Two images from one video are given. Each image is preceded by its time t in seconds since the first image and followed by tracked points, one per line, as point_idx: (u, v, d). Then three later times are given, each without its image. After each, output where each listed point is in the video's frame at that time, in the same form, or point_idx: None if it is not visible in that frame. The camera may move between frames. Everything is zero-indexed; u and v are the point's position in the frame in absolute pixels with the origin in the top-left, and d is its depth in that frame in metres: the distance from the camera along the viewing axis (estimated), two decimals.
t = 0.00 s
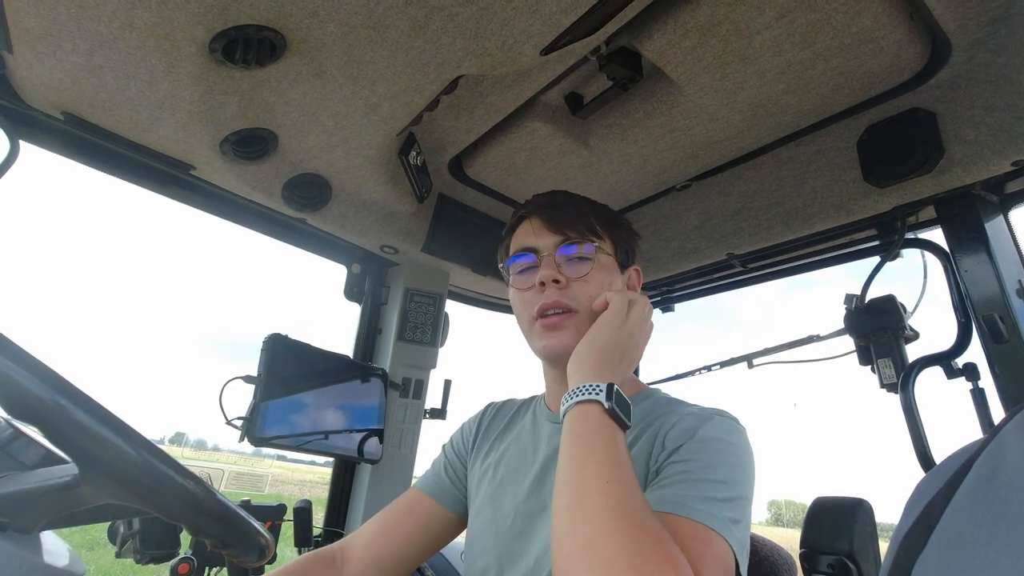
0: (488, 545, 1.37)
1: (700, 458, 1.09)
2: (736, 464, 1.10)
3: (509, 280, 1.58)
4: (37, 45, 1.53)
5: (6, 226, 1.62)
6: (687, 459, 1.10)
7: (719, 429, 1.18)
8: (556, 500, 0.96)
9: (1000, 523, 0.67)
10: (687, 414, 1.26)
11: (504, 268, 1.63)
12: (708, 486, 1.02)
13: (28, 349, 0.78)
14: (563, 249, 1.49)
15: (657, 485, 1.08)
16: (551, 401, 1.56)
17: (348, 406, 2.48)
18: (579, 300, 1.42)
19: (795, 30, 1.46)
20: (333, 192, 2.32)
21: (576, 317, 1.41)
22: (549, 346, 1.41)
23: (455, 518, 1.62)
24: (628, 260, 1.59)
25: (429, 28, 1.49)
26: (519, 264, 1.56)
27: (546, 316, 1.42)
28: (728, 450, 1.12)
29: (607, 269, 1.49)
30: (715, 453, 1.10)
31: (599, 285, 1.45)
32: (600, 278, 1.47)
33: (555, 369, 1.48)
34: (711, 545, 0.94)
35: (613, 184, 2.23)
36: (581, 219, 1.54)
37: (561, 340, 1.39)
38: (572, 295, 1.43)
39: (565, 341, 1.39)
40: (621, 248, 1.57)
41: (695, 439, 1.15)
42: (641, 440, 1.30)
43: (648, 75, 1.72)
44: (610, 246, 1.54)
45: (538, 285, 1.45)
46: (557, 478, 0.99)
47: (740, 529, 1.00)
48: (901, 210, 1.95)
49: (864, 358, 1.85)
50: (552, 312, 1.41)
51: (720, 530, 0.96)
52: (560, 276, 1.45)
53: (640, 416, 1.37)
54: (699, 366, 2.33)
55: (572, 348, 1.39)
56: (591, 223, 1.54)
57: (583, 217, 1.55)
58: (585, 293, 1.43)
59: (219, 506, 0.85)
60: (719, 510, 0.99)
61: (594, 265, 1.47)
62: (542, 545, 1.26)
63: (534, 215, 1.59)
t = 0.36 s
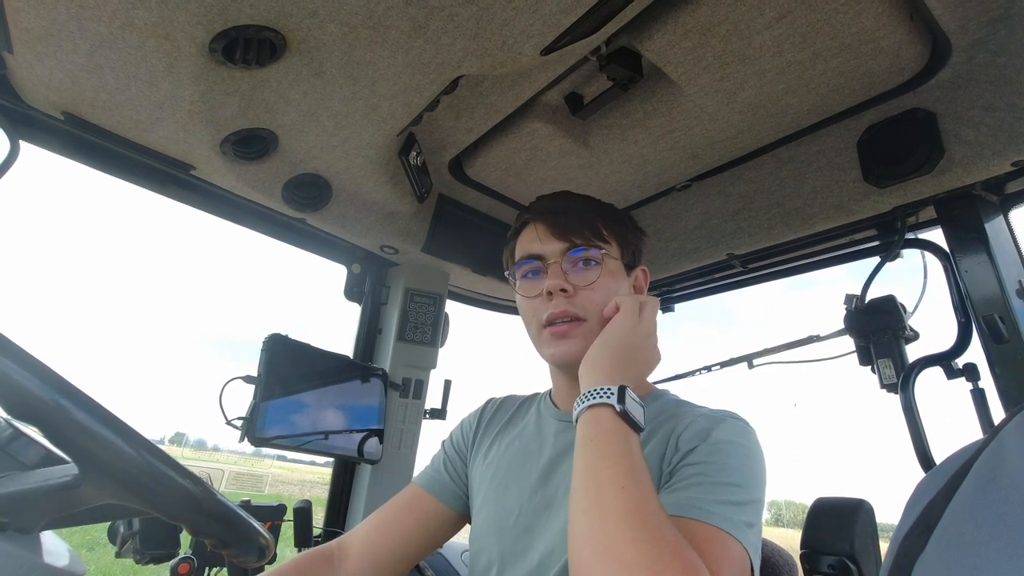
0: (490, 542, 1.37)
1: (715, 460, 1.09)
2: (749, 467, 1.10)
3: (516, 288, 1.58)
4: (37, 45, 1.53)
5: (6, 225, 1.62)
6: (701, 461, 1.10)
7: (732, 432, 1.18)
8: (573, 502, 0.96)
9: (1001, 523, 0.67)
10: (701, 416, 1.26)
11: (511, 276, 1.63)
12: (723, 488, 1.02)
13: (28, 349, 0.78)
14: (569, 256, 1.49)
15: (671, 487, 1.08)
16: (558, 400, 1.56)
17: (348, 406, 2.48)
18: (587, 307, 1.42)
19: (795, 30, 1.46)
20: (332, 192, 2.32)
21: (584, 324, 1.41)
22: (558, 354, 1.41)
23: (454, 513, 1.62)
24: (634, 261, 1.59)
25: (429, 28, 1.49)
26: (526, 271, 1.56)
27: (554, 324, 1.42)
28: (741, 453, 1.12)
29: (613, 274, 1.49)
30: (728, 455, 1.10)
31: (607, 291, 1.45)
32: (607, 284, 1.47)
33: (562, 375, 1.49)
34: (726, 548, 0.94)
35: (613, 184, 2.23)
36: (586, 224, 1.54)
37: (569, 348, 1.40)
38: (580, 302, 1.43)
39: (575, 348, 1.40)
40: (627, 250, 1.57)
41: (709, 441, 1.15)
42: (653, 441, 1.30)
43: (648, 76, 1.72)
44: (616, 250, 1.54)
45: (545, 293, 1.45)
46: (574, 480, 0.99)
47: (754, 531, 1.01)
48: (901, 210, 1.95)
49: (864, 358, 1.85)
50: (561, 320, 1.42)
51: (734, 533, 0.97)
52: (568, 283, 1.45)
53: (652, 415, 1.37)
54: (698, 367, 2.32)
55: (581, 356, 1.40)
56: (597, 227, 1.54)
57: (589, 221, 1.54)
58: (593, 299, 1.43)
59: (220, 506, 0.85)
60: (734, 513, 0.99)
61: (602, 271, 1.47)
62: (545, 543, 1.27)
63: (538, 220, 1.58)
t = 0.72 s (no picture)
0: (486, 544, 1.37)
1: (714, 454, 1.09)
2: (747, 459, 1.10)
3: (513, 287, 1.57)
4: (37, 45, 1.53)
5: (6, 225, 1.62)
6: (699, 455, 1.10)
7: (727, 427, 1.19)
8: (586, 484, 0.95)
9: (1001, 524, 0.67)
10: (696, 411, 1.27)
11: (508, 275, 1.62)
12: (723, 481, 1.03)
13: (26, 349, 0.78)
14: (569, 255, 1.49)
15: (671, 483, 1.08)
16: (554, 401, 1.55)
17: (349, 406, 2.48)
18: (586, 307, 1.42)
19: (795, 30, 1.46)
20: (333, 192, 2.32)
21: (582, 325, 1.41)
22: (556, 354, 1.41)
23: (449, 517, 1.62)
24: (632, 261, 1.60)
25: (429, 28, 1.49)
26: (524, 270, 1.55)
27: (553, 324, 1.42)
28: (738, 447, 1.12)
29: (613, 274, 1.49)
30: (726, 449, 1.11)
31: (607, 291, 1.45)
32: (607, 284, 1.47)
33: (558, 376, 1.49)
34: (733, 539, 0.94)
35: (613, 185, 2.23)
36: (586, 223, 1.53)
37: (567, 348, 1.40)
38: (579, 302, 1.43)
39: (572, 350, 1.40)
40: (625, 250, 1.58)
41: (707, 436, 1.15)
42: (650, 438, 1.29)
43: (648, 76, 1.72)
44: (615, 250, 1.54)
45: (544, 292, 1.44)
46: (586, 466, 0.98)
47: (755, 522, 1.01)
48: (902, 211, 1.95)
49: (864, 359, 1.85)
50: (559, 320, 1.41)
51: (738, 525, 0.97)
52: (568, 283, 1.44)
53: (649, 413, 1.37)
54: (698, 368, 2.31)
55: (579, 357, 1.40)
56: (597, 226, 1.54)
57: (589, 220, 1.54)
58: (592, 300, 1.43)
59: (221, 506, 0.85)
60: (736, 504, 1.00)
61: (602, 271, 1.47)
62: (541, 544, 1.27)
63: (538, 218, 1.58)
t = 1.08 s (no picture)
0: (484, 546, 1.37)
1: (715, 466, 1.09)
2: (745, 468, 1.11)
3: (507, 286, 1.57)
4: (37, 45, 1.53)
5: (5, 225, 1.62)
6: (699, 467, 1.10)
7: (726, 434, 1.18)
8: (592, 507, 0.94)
9: (1001, 526, 0.67)
10: (695, 418, 1.26)
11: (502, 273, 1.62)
12: (724, 496, 1.03)
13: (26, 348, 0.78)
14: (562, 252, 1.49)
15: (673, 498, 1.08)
16: (550, 402, 1.55)
17: (349, 406, 2.48)
18: (580, 304, 1.42)
19: (795, 30, 1.46)
20: (333, 192, 2.32)
21: (576, 322, 1.41)
22: (549, 351, 1.41)
23: (447, 518, 1.62)
24: (626, 260, 1.61)
25: (429, 28, 1.49)
26: (518, 268, 1.55)
27: (547, 322, 1.42)
28: (736, 456, 1.12)
29: (608, 272, 1.49)
30: (726, 460, 1.11)
31: (602, 288, 1.46)
32: (601, 281, 1.47)
33: (553, 375, 1.48)
34: (735, 557, 0.96)
35: (613, 185, 2.23)
36: (580, 221, 1.54)
37: (562, 346, 1.40)
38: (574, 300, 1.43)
39: (566, 348, 1.40)
40: (619, 249, 1.59)
41: (707, 445, 1.14)
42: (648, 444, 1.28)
43: (648, 76, 1.72)
44: (609, 248, 1.55)
45: (538, 290, 1.45)
46: (592, 489, 0.96)
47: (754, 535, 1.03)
48: (902, 211, 1.95)
49: (864, 359, 1.85)
50: (553, 317, 1.41)
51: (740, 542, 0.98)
52: (562, 280, 1.45)
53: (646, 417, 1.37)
54: (698, 368, 2.31)
55: (573, 354, 1.40)
56: (591, 223, 1.54)
57: (583, 218, 1.55)
58: (586, 297, 1.43)
59: (221, 506, 0.85)
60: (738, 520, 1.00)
61: (595, 269, 1.48)
62: (539, 546, 1.27)
63: (532, 216, 1.58)
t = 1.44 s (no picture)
0: (486, 547, 1.37)
1: (719, 452, 1.09)
2: (749, 455, 1.11)
3: (506, 286, 1.57)
4: (38, 45, 1.53)
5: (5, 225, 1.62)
6: (704, 453, 1.10)
7: (726, 425, 1.19)
8: (608, 474, 0.94)
9: (1003, 525, 0.67)
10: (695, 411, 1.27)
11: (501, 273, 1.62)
12: (730, 479, 1.03)
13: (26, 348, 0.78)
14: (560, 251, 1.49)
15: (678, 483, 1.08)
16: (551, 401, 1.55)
17: (348, 405, 2.48)
18: (580, 302, 1.42)
19: (795, 30, 1.46)
20: (333, 192, 2.32)
21: (576, 320, 1.41)
22: (549, 350, 1.41)
23: (447, 517, 1.62)
24: (625, 258, 1.60)
25: (429, 28, 1.49)
26: (516, 268, 1.55)
27: (546, 321, 1.42)
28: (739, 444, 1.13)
29: (606, 269, 1.49)
30: (730, 447, 1.11)
31: (601, 285, 1.45)
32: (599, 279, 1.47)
33: (554, 375, 1.48)
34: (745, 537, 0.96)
35: (613, 185, 2.23)
36: (577, 220, 1.54)
37: (562, 345, 1.40)
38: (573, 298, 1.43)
39: (566, 347, 1.40)
40: (618, 247, 1.58)
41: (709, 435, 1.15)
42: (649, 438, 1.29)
43: (648, 76, 1.72)
44: (607, 246, 1.55)
45: (536, 290, 1.45)
46: (607, 459, 0.97)
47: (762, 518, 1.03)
48: (902, 211, 1.95)
49: (864, 359, 1.85)
50: (552, 316, 1.41)
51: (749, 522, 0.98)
52: (560, 279, 1.44)
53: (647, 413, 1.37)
54: (698, 368, 2.30)
55: (574, 353, 1.40)
56: (588, 222, 1.54)
57: (580, 217, 1.55)
58: (585, 295, 1.43)
59: (220, 506, 0.85)
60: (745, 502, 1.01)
61: (594, 266, 1.47)
62: (541, 548, 1.27)
63: (529, 216, 1.58)
